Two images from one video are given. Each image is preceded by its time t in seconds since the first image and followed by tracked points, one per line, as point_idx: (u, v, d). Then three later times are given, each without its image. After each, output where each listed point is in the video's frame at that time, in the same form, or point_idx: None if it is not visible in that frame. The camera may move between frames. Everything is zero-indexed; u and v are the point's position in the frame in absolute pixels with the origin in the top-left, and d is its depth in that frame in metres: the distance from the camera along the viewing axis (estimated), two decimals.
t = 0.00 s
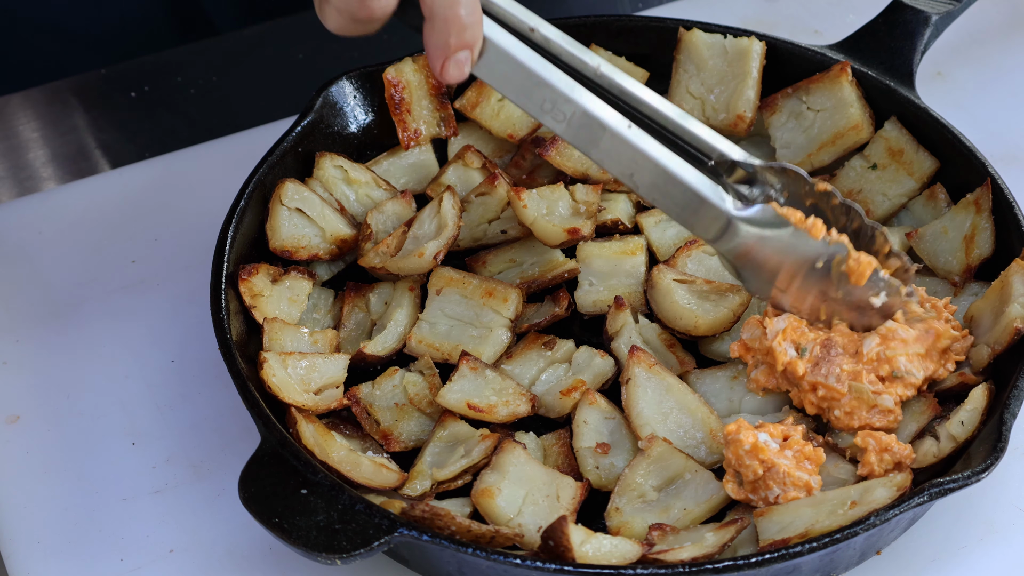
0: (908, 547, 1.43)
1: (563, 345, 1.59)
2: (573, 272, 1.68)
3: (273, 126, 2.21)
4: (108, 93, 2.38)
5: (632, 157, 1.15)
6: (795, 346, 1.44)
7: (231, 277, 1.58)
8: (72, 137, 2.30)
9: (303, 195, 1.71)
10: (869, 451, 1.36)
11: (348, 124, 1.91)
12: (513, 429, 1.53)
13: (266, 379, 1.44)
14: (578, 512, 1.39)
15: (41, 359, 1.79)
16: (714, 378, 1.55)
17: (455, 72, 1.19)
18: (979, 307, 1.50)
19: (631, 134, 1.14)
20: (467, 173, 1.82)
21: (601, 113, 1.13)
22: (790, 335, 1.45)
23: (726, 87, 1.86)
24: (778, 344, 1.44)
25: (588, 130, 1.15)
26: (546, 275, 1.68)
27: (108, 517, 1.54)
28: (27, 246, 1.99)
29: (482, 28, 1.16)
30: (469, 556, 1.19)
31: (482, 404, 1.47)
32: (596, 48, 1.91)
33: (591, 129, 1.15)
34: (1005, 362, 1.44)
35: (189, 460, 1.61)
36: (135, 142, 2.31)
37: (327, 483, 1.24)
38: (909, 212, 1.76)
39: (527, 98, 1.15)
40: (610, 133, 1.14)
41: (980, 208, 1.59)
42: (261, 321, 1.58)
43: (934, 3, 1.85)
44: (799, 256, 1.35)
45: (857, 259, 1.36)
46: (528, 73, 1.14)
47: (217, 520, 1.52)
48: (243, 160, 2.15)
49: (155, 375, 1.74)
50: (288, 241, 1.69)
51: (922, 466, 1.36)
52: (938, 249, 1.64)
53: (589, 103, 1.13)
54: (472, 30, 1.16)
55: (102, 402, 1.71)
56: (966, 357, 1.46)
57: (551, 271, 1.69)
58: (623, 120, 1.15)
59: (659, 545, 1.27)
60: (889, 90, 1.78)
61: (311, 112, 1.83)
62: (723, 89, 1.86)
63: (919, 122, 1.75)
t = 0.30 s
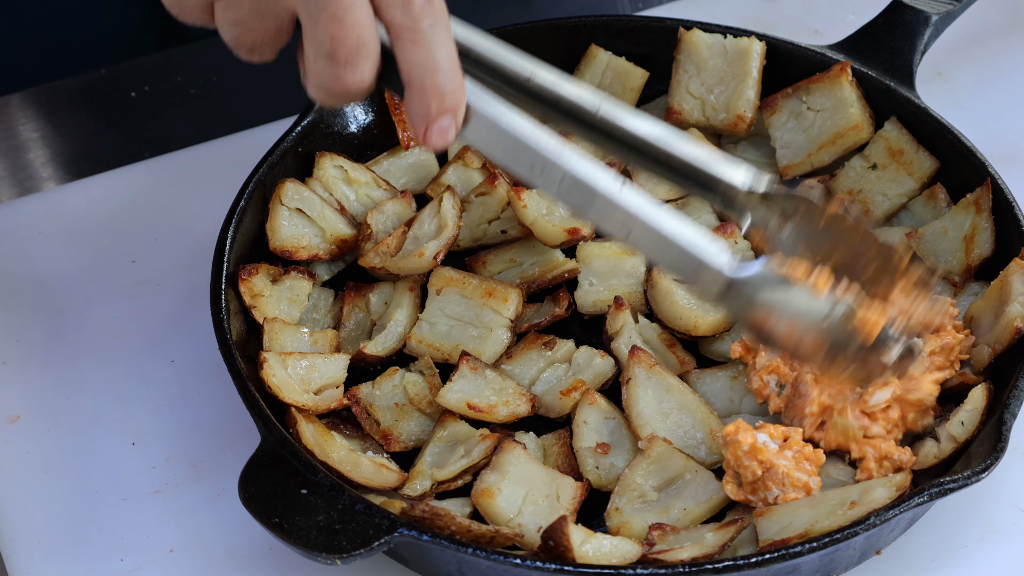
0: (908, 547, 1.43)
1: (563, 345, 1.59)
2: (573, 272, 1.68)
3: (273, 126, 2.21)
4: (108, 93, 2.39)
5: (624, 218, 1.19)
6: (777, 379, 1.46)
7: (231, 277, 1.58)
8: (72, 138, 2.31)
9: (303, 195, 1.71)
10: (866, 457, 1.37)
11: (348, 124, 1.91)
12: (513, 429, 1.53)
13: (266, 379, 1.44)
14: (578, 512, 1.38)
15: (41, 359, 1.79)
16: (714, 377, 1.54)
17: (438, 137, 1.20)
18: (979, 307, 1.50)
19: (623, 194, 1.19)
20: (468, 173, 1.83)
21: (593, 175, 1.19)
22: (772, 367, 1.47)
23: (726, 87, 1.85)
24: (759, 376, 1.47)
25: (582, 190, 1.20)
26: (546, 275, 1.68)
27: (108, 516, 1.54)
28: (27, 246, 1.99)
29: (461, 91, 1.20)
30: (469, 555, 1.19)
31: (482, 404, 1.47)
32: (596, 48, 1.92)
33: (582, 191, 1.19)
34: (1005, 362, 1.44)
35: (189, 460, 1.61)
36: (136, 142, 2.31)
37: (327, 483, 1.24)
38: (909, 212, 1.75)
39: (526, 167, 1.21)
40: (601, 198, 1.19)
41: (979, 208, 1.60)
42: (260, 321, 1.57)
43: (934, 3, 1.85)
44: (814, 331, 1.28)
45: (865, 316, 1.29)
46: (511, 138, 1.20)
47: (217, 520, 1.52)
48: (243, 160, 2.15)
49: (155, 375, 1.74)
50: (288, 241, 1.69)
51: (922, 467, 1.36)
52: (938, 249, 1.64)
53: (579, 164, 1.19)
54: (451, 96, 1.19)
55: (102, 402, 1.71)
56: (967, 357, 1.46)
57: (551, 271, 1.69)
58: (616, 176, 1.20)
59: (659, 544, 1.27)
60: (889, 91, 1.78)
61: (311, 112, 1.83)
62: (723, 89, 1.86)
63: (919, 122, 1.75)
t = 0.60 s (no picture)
0: (908, 547, 1.43)
1: (563, 345, 1.59)
2: (573, 272, 1.68)
3: (273, 126, 2.21)
4: (109, 92, 2.39)
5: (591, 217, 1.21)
6: (777, 370, 1.47)
7: (231, 277, 1.58)
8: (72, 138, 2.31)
9: (303, 195, 1.71)
10: (865, 456, 1.37)
11: (348, 124, 1.91)
12: (513, 429, 1.53)
13: (266, 379, 1.44)
14: (578, 512, 1.39)
15: (40, 359, 1.78)
16: (714, 377, 1.55)
17: (406, 158, 1.25)
18: (979, 307, 1.50)
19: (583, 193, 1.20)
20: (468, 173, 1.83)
21: (557, 176, 1.19)
22: (775, 355, 1.47)
23: (726, 87, 1.86)
24: (761, 364, 1.47)
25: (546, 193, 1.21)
26: (546, 275, 1.68)
27: (108, 517, 1.54)
28: (27, 246, 1.99)
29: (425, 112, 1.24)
30: (469, 556, 1.19)
31: (482, 404, 1.47)
32: (596, 47, 1.91)
33: (545, 191, 1.20)
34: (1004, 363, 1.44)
35: (189, 460, 1.61)
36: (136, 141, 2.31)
37: (327, 483, 1.24)
38: (909, 212, 1.75)
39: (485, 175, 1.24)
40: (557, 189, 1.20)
41: (979, 208, 1.60)
42: (261, 321, 1.57)
43: (934, 3, 1.85)
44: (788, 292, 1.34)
45: (837, 282, 1.36)
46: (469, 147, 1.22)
47: (217, 520, 1.52)
48: (243, 160, 2.15)
49: (155, 375, 1.74)
50: (288, 241, 1.69)
51: (922, 466, 1.37)
52: (938, 249, 1.64)
53: (540, 168, 1.19)
54: (414, 117, 1.23)
55: (101, 402, 1.71)
56: (966, 356, 1.47)
57: (551, 271, 1.69)
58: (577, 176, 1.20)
59: (659, 545, 1.27)
60: (889, 90, 1.78)
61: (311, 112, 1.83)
62: (723, 89, 1.86)
63: (919, 122, 1.75)
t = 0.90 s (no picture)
0: (908, 547, 1.43)
1: (563, 345, 1.59)
2: (573, 272, 1.68)
3: (273, 126, 2.21)
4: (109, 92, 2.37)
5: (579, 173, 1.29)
6: (776, 372, 1.47)
7: (231, 277, 1.58)
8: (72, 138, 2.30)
9: (303, 195, 1.71)
10: (865, 456, 1.37)
11: (348, 124, 1.91)
12: (513, 429, 1.53)
13: (266, 379, 1.44)
14: (578, 512, 1.38)
15: (40, 359, 1.78)
16: (714, 377, 1.55)
17: (408, 143, 1.31)
18: (979, 307, 1.50)
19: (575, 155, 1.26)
20: (467, 173, 1.83)
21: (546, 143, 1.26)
22: (771, 359, 1.48)
23: (726, 87, 1.86)
24: (758, 368, 1.48)
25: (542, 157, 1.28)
26: (546, 275, 1.68)
27: (108, 517, 1.54)
28: (26, 246, 1.99)
29: (419, 97, 1.27)
30: (469, 556, 1.19)
31: (482, 404, 1.47)
32: (596, 48, 1.92)
33: (536, 158, 1.28)
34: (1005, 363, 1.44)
35: (189, 460, 1.61)
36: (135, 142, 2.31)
37: (327, 483, 1.24)
38: (909, 212, 1.75)
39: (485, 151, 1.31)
40: (549, 155, 1.27)
41: (979, 208, 1.60)
42: (260, 321, 1.57)
43: (934, 3, 1.85)
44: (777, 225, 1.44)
45: (826, 222, 1.44)
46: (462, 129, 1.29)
47: (217, 520, 1.52)
48: (242, 160, 2.15)
49: (155, 375, 1.74)
50: (288, 241, 1.68)
51: (922, 466, 1.37)
52: (938, 249, 1.64)
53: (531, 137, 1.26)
54: (411, 104, 1.27)
55: (101, 402, 1.71)
56: (966, 356, 1.46)
57: (551, 271, 1.69)
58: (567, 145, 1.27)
59: (659, 544, 1.27)
60: (888, 90, 1.78)
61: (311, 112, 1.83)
62: (723, 89, 1.86)
63: (919, 122, 1.75)
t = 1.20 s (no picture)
0: (908, 547, 1.43)
1: (563, 345, 1.59)
2: (573, 272, 1.67)
3: (272, 126, 2.21)
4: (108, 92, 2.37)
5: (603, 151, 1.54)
6: (775, 373, 1.47)
7: (231, 277, 1.58)
8: (72, 136, 2.28)
9: (303, 195, 1.71)
10: (865, 456, 1.37)
11: (348, 124, 1.90)
12: (513, 429, 1.53)
13: (266, 379, 1.44)
14: (578, 512, 1.39)
15: (40, 359, 1.78)
16: (713, 377, 1.55)
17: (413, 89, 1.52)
18: (979, 307, 1.50)
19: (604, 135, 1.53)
20: (467, 173, 1.83)
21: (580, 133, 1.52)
22: (771, 361, 1.48)
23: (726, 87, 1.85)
24: (758, 368, 1.48)
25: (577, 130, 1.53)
26: (546, 275, 1.68)
27: (108, 517, 1.54)
28: (26, 246, 1.99)
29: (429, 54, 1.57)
30: (469, 556, 1.19)
31: (482, 404, 1.47)
32: (596, 48, 1.92)
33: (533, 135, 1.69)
34: (1006, 363, 1.44)
35: (189, 460, 1.61)
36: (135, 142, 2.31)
37: (327, 483, 1.24)
38: (909, 212, 1.75)
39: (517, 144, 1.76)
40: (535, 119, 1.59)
41: (980, 208, 1.60)
42: (261, 321, 1.58)
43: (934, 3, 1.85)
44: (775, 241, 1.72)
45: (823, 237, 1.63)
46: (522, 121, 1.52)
47: (217, 520, 1.52)
48: (242, 160, 2.15)
49: (155, 375, 1.74)
50: (287, 241, 1.68)
51: (922, 466, 1.37)
52: (937, 249, 1.64)
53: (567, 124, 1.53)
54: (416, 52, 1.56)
55: (102, 402, 1.71)
56: (966, 356, 1.46)
57: (551, 271, 1.68)
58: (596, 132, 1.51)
59: (659, 544, 1.27)
60: (889, 90, 1.78)
61: (310, 112, 1.83)
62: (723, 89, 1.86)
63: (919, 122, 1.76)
